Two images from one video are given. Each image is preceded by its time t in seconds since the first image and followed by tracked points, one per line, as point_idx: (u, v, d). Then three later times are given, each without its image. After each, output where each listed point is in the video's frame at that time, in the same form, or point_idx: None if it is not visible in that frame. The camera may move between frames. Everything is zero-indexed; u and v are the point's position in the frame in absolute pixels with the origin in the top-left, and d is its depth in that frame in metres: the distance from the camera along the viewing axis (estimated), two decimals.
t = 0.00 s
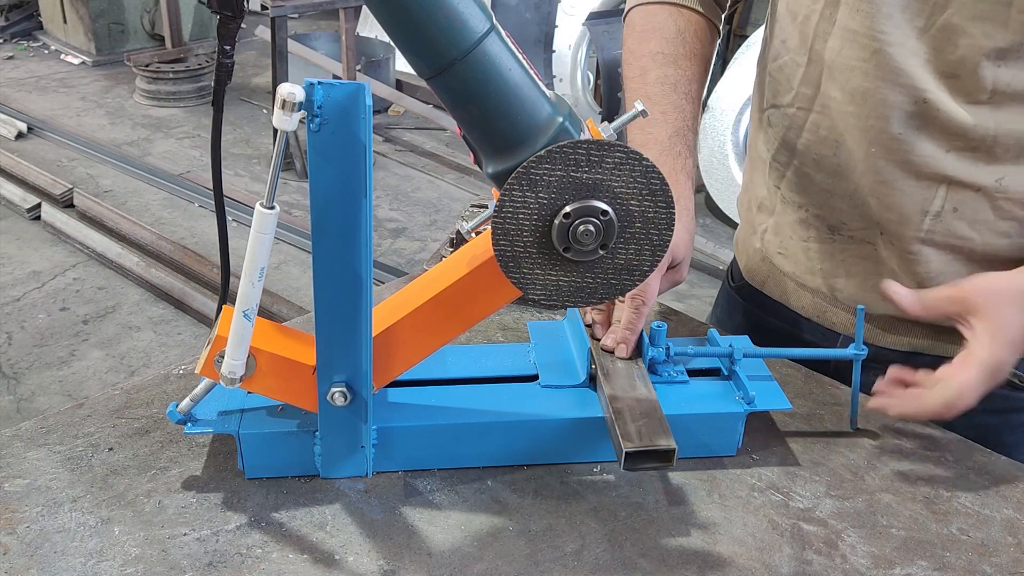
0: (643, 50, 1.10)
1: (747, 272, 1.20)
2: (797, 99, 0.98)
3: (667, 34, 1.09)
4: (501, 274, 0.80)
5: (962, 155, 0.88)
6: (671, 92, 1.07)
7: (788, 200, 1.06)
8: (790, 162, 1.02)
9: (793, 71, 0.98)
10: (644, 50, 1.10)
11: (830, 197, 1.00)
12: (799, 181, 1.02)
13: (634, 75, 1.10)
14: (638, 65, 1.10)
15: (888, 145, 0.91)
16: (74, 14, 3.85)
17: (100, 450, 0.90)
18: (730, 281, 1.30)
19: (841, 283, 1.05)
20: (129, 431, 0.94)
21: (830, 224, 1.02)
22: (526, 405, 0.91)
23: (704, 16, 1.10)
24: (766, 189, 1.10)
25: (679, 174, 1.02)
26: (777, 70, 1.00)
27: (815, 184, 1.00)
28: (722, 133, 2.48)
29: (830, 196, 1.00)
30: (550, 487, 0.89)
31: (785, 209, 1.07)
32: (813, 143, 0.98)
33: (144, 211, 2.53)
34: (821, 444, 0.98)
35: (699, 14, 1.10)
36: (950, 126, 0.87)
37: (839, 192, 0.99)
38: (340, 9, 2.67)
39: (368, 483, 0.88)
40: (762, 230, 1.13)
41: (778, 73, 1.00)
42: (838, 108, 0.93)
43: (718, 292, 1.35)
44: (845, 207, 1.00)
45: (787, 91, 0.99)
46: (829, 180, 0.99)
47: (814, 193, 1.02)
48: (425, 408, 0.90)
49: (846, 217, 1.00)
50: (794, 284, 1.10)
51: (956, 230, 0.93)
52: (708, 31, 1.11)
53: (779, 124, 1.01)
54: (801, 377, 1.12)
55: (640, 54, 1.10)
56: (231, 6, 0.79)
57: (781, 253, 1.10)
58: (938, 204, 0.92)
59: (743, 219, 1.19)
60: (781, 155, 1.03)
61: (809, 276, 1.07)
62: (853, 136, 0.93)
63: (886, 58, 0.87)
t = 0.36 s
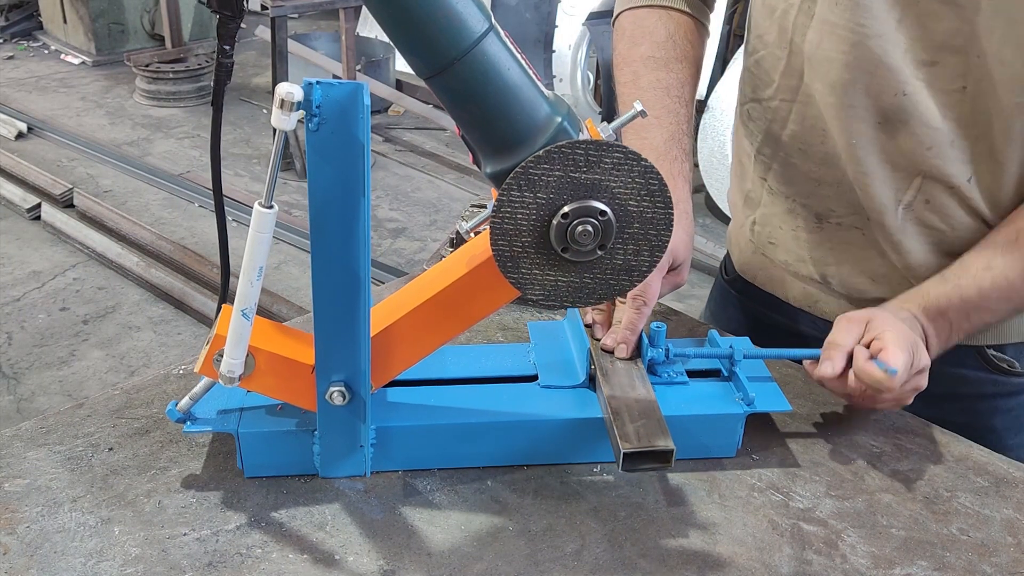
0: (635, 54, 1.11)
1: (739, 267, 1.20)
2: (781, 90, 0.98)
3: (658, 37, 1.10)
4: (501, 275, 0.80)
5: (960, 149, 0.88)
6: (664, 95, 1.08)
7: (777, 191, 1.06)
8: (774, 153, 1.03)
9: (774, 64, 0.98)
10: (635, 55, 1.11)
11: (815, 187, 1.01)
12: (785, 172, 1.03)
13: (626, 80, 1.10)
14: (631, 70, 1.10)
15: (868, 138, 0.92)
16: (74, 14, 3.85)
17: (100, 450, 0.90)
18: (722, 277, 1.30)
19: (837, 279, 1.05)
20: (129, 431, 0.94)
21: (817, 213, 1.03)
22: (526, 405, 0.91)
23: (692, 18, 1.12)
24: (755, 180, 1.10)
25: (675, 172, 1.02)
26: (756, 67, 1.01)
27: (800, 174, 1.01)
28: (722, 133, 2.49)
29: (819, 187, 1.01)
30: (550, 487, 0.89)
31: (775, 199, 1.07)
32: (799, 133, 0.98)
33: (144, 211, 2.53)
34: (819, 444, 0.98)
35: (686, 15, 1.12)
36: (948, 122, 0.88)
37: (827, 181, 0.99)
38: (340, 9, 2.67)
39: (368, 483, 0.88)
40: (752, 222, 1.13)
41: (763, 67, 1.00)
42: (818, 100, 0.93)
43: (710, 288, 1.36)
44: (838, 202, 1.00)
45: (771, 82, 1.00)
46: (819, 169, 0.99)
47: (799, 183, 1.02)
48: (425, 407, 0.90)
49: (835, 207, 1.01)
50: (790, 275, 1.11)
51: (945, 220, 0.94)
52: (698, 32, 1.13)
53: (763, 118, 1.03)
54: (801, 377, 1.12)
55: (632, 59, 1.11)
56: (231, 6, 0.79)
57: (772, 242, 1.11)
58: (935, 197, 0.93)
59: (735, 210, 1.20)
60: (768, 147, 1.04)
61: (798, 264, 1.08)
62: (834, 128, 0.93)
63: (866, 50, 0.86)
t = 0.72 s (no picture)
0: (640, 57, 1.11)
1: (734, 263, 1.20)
2: (772, 83, 0.99)
3: (662, 40, 1.11)
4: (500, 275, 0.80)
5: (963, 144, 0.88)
6: (668, 97, 1.08)
7: (770, 184, 1.07)
8: (767, 146, 1.04)
9: (764, 58, 0.99)
10: (641, 59, 1.11)
11: (809, 176, 1.01)
12: (779, 164, 1.03)
13: (632, 84, 1.10)
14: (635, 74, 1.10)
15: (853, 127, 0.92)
16: (74, 14, 3.85)
17: (100, 450, 0.90)
18: (717, 276, 1.30)
19: (837, 278, 1.05)
20: (129, 431, 0.94)
21: (812, 205, 1.03)
22: (526, 405, 0.91)
23: (697, 24, 1.13)
24: (750, 174, 1.10)
25: (676, 171, 1.02)
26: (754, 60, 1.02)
27: (793, 163, 1.02)
28: (722, 133, 2.49)
29: (811, 177, 1.01)
30: (550, 487, 0.89)
31: (768, 191, 1.07)
32: (790, 124, 0.99)
33: (143, 211, 2.53)
34: (820, 443, 0.98)
35: (692, 21, 1.12)
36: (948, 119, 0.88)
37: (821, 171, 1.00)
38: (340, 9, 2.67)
39: (368, 483, 0.88)
40: (745, 217, 1.13)
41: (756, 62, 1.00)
42: (811, 88, 0.93)
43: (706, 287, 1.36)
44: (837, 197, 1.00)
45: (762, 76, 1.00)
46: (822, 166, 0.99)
47: (791, 173, 1.03)
48: (425, 407, 0.90)
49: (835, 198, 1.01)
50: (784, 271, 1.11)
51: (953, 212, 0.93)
52: (703, 37, 1.13)
53: (756, 112, 1.03)
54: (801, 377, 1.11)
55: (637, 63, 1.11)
56: (231, 6, 0.79)
57: (766, 237, 1.11)
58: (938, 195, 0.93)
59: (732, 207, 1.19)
60: (760, 142, 1.04)
61: (793, 258, 1.08)
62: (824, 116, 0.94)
63: (852, 37, 0.87)
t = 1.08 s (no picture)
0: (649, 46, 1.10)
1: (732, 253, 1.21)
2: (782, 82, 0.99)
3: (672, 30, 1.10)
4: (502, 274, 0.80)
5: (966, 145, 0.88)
6: (677, 95, 1.08)
7: (772, 181, 1.07)
8: (775, 143, 1.03)
9: (778, 55, 1.00)
10: (650, 47, 1.09)
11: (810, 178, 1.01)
12: (783, 164, 1.03)
13: (642, 73, 1.09)
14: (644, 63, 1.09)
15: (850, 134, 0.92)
16: (74, 14, 3.85)
17: (100, 450, 0.90)
18: (717, 274, 1.30)
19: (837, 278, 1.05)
20: (129, 431, 0.94)
21: (810, 207, 1.03)
22: (527, 405, 0.91)
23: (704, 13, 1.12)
24: (756, 166, 1.11)
25: (682, 174, 1.03)
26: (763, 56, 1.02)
27: (795, 164, 1.02)
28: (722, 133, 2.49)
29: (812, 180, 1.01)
30: (550, 487, 0.89)
31: (770, 188, 1.08)
32: (797, 126, 0.99)
33: (144, 211, 2.53)
34: (819, 442, 0.98)
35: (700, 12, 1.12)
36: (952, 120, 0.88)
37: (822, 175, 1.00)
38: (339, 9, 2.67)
39: (369, 483, 0.88)
40: (749, 208, 1.14)
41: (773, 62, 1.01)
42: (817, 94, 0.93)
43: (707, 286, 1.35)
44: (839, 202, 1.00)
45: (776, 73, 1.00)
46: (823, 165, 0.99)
47: (795, 174, 1.03)
48: (425, 408, 0.90)
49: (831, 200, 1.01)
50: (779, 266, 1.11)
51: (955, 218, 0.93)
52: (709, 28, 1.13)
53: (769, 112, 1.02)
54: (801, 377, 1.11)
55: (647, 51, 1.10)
56: (231, 7, 0.79)
57: (765, 231, 1.11)
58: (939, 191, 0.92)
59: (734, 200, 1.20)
60: (768, 137, 1.04)
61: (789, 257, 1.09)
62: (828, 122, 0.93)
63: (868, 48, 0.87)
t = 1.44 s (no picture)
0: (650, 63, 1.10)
1: (749, 268, 1.19)
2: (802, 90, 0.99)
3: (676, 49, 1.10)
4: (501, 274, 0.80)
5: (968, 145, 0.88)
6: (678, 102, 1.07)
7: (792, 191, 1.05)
8: (794, 153, 1.02)
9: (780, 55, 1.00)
10: (653, 64, 1.10)
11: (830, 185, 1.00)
12: (802, 172, 1.02)
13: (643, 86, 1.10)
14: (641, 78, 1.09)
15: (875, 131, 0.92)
16: (74, 14, 3.85)
17: (100, 450, 0.90)
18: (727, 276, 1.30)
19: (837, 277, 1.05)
20: (129, 431, 0.94)
21: (830, 213, 1.02)
22: (527, 405, 0.91)
23: (714, 37, 1.10)
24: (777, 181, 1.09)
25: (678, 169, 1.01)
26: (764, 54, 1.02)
27: (813, 172, 1.00)
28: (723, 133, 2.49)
29: (829, 188, 1.00)
30: (550, 487, 0.89)
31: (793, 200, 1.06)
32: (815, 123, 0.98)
33: (144, 211, 2.53)
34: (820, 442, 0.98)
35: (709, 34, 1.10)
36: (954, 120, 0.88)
37: (840, 182, 0.98)
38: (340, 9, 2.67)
39: (368, 483, 0.88)
40: (767, 222, 1.12)
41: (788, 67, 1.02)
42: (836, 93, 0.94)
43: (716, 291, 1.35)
44: (859, 209, 0.99)
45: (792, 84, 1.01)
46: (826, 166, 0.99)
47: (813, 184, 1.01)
48: (426, 407, 0.90)
49: (851, 206, 0.99)
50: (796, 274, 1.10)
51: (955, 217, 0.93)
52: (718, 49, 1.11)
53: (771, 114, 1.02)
54: (801, 377, 1.11)
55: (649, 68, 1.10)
56: (230, 6, 0.79)
57: (784, 245, 1.10)
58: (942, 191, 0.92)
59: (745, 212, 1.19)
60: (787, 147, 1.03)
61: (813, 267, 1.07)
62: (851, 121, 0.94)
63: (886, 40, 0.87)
